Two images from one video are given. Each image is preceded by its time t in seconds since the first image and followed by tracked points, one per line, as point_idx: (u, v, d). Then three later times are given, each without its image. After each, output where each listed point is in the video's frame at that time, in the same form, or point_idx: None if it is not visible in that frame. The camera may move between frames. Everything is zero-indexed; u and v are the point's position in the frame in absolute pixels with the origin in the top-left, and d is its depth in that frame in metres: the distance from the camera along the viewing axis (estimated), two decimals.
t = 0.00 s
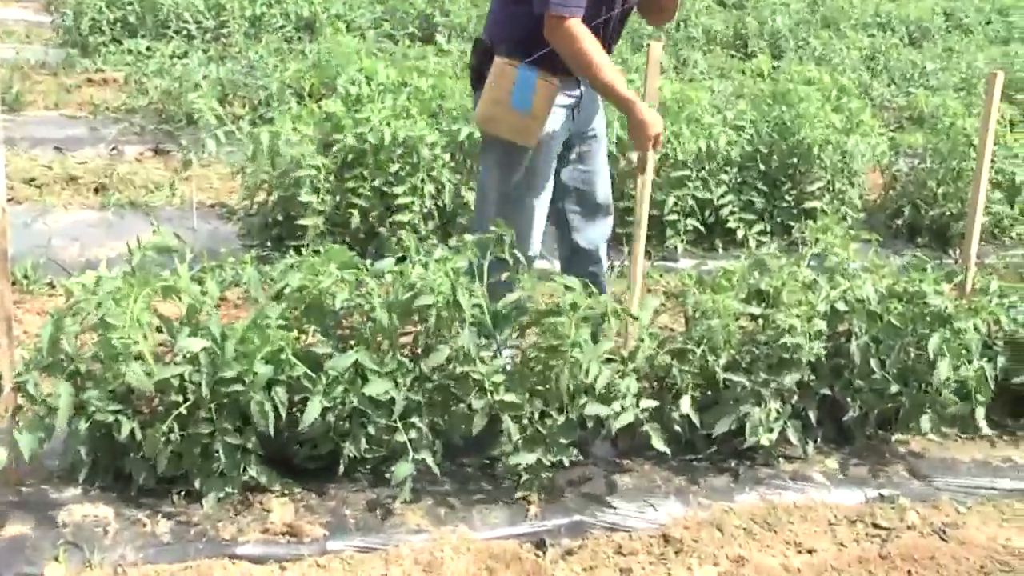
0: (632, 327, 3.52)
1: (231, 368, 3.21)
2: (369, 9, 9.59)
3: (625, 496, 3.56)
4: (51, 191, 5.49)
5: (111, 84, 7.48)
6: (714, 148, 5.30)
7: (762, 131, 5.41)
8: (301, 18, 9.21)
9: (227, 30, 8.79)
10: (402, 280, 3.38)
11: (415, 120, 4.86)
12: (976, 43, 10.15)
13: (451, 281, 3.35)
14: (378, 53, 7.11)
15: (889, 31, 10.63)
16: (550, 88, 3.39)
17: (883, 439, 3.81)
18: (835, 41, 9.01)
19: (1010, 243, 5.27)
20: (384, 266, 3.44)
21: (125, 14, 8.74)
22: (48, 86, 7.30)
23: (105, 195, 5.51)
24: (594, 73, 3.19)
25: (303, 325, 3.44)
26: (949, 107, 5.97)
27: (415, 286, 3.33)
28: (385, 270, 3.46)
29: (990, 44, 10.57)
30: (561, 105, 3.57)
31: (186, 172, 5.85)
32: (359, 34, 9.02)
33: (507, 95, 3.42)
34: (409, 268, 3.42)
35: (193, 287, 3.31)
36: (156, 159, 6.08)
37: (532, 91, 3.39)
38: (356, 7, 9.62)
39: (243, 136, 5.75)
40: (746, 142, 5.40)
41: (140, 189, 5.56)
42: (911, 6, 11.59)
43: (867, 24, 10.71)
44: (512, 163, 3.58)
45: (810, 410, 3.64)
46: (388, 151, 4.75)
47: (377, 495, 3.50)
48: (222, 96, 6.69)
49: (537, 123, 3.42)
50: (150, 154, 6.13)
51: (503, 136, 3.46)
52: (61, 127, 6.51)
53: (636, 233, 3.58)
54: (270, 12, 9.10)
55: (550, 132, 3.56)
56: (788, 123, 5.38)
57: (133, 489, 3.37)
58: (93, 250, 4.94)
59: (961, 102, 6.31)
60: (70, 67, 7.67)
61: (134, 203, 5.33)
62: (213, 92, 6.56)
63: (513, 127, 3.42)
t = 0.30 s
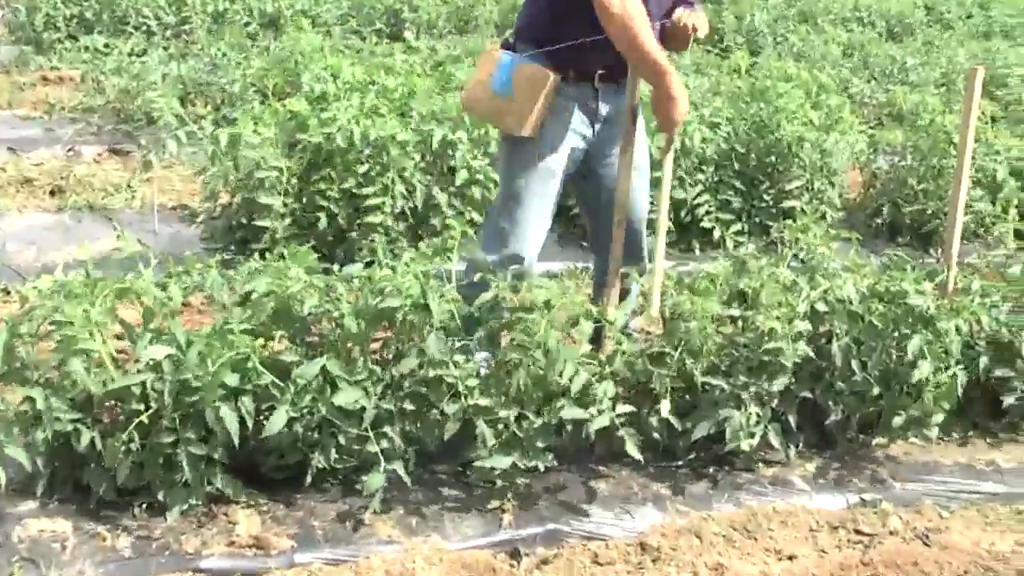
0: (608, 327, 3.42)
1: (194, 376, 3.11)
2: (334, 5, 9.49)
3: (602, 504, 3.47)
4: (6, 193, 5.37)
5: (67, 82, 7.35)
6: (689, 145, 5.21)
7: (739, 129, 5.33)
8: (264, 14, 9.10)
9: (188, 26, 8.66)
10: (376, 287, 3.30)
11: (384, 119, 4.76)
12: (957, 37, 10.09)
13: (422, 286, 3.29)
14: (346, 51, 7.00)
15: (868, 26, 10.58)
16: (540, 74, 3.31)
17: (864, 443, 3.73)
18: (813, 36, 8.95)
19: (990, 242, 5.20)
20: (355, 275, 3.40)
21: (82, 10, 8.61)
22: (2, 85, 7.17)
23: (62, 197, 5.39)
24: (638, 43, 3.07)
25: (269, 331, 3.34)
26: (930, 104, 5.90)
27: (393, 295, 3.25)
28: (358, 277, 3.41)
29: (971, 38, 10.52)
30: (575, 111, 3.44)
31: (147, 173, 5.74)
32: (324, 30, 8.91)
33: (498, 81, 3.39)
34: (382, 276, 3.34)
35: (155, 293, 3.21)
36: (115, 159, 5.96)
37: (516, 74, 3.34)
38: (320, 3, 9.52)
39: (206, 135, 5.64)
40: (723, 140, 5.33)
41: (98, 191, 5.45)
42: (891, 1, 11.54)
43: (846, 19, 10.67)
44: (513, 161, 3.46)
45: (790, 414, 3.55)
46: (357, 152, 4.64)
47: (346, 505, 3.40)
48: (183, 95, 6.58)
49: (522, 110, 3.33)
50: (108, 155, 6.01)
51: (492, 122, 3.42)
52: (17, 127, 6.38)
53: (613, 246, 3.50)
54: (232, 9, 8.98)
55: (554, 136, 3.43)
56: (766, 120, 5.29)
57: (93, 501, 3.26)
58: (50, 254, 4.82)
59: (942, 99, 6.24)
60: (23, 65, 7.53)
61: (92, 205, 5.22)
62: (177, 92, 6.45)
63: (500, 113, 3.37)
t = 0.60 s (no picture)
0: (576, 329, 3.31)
1: (151, 387, 3.02)
2: (296, 3, 9.37)
3: (573, 513, 3.39)
4: None
5: (19, 82, 7.20)
6: (659, 144, 5.17)
7: (712, 129, 5.26)
8: (224, 12, 8.97)
9: (145, 25, 8.51)
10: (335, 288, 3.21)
11: (349, 121, 4.67)
12: (935, 33, 10.05)
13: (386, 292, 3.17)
14: (311, 51, 6.89)
15: (843, 22, 10.54)
16: (546, 71, 3.43)
17: (841, 449, 3.65)
18: (787, 32, 8.89)
19: (969, 242, 5.12)
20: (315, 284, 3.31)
21: (32, 8, 8.45)
22: None
23: (15, 202, 5.26)
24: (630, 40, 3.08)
25: (229, 339, 3.24)
26: (906, 101, 5.83)
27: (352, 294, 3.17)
28: (319, 284, 3.31)
29: (949, 33, 10.46)
30: (572, 109, 3.51)
31: (103, 176, 5.62)
32: (287, 29, 8.78)
33: (503, 68, 3.46)
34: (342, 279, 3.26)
35: (112, 303, 3.11)
36: (70, 162, 5.83)
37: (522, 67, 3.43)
38: (282, 2, 9.40)
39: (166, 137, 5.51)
40: (696, 139, 5.26)
41: (52, 196, 5.32)
42: None
43: (820, 15, 10.62)
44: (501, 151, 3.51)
45: (765, 419, 3.47)
46: (323, 155, 4.55)
47: (310, 519, 3.31)
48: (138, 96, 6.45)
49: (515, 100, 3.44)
50: (61, 157, 5.88)
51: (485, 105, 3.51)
52: None
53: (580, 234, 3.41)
54: (191, 7, 8.84)
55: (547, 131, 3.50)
56: (738, 120, 5.22)
57: (46, 517, 3.16)
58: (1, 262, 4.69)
59: (919, 97, 6.18)
60: None
61: (46, 211, 5.09)
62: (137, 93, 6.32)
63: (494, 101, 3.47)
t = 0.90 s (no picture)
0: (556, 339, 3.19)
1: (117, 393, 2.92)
2: None
3: (553, 520, 3.29)
4: None
5: None
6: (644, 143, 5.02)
7: (694, 126, 5.16)
8: (193, 7, 8.84)
9: (110, 18, 8.37)
10: (309, 293, 3.11)
11: (320, 119, 4.58)
12: (920, 27, 9.97)
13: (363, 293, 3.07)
14: (283, 46, 6.78)
15: (828, 17, 10.45)
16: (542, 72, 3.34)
17: (829, 453, 3.55)
18: (771, 26, 8.80)
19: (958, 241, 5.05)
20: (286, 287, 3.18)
21: None
22: None
23: None
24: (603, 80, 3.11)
25: (197, 343, 3.15)
26: (892, 97, 5.75)
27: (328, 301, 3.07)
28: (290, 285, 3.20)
29: (936, 26, 10.38)
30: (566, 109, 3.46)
31: (68, 176, 5.50)
32: (258, 24, 8.66)
33: (497, 66, 3.31)
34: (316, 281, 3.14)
35: (76, 304, 3.01)
36: (33, 161, 5.71)
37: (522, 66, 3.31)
38: None
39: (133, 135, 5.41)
40: (678, 138, 5.18)
41: (15, 197, 5.21)
42: None
43: (803, 10, 10.54)
44: (495, 155, 3.44)
45: (750, 425, 3.38)
46: (294, 152, 4.45)
47: (283, 527, 3.22)
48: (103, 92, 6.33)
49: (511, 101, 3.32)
50: (24, 155, 5.77)
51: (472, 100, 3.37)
52: None
53: (558, 232, 3.31)
54: (158, 1, 8.70)
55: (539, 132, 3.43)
56: (721, 117, 5.13)
57: (9, 527, 3.06)
58: None
59: (906, 92, 6.09)
60: None
61: (10, 212, 4.98)
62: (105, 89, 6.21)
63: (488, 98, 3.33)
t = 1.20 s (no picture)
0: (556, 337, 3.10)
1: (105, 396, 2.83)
2: None
3: (552, 523, 3.20)
4: None
5: None
6: (645, 135, 4.97)
7: (698, 118, 5.09)
8: None
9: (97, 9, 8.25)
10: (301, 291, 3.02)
11: (314, 112, 4.49)
12: (928, 16, 9.85)
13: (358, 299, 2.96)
14: (276, 37, 6.68)
15: (834, 6, 10.33)
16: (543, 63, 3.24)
17: (837, 455, 3.46)
18: (776, 15, 8.68)
19: (969, 237, 4.95)
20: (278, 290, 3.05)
21: None
22: None
23: None
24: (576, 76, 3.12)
25: (187, 344, 3.06)
26: (902, 89, 5.64)
27: (319, 300, 2.96)
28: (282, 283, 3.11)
29: (945, 14, 10.26)
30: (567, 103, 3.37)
31: (55, 170, 5.40)
32: (250, 14, 8.54)
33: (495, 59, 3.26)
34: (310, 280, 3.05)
35: (62, 304, 2.91)
36: (19, 156, 5.61)
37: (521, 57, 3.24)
38: None
39: (122, 128, 5.31)
40: (681, 130, 5.10)
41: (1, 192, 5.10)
42: None
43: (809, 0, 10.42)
44: (494, 150, 3.37)
45: (755, 425, 3.30)
46: (288, 148, 4.35)
47: (276, 533, 3.13)
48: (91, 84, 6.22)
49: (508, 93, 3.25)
50: (9, 149, 5.66)
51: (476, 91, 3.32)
52: None
53: (558, 229, 3.22)
54: None
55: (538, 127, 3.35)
56: (726, 108, 5.02)
57: None
58: None
59: (916, 83, 5.98)
60: None
61: None
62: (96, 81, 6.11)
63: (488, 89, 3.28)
